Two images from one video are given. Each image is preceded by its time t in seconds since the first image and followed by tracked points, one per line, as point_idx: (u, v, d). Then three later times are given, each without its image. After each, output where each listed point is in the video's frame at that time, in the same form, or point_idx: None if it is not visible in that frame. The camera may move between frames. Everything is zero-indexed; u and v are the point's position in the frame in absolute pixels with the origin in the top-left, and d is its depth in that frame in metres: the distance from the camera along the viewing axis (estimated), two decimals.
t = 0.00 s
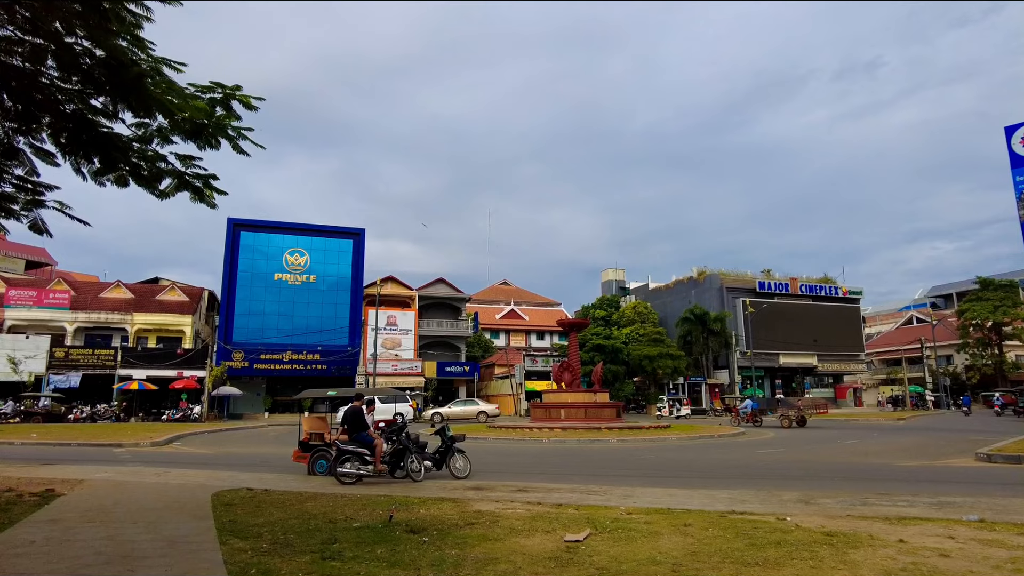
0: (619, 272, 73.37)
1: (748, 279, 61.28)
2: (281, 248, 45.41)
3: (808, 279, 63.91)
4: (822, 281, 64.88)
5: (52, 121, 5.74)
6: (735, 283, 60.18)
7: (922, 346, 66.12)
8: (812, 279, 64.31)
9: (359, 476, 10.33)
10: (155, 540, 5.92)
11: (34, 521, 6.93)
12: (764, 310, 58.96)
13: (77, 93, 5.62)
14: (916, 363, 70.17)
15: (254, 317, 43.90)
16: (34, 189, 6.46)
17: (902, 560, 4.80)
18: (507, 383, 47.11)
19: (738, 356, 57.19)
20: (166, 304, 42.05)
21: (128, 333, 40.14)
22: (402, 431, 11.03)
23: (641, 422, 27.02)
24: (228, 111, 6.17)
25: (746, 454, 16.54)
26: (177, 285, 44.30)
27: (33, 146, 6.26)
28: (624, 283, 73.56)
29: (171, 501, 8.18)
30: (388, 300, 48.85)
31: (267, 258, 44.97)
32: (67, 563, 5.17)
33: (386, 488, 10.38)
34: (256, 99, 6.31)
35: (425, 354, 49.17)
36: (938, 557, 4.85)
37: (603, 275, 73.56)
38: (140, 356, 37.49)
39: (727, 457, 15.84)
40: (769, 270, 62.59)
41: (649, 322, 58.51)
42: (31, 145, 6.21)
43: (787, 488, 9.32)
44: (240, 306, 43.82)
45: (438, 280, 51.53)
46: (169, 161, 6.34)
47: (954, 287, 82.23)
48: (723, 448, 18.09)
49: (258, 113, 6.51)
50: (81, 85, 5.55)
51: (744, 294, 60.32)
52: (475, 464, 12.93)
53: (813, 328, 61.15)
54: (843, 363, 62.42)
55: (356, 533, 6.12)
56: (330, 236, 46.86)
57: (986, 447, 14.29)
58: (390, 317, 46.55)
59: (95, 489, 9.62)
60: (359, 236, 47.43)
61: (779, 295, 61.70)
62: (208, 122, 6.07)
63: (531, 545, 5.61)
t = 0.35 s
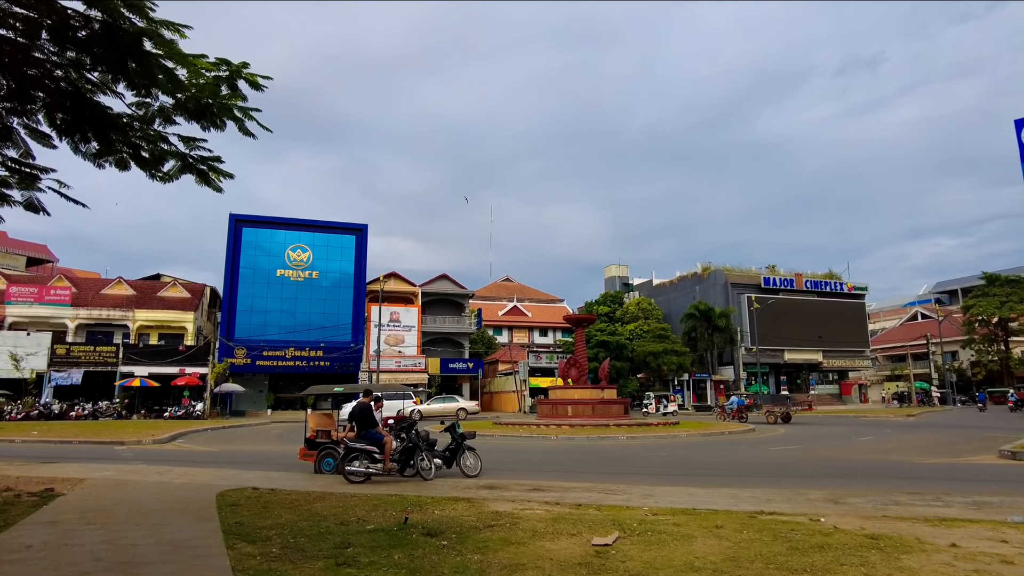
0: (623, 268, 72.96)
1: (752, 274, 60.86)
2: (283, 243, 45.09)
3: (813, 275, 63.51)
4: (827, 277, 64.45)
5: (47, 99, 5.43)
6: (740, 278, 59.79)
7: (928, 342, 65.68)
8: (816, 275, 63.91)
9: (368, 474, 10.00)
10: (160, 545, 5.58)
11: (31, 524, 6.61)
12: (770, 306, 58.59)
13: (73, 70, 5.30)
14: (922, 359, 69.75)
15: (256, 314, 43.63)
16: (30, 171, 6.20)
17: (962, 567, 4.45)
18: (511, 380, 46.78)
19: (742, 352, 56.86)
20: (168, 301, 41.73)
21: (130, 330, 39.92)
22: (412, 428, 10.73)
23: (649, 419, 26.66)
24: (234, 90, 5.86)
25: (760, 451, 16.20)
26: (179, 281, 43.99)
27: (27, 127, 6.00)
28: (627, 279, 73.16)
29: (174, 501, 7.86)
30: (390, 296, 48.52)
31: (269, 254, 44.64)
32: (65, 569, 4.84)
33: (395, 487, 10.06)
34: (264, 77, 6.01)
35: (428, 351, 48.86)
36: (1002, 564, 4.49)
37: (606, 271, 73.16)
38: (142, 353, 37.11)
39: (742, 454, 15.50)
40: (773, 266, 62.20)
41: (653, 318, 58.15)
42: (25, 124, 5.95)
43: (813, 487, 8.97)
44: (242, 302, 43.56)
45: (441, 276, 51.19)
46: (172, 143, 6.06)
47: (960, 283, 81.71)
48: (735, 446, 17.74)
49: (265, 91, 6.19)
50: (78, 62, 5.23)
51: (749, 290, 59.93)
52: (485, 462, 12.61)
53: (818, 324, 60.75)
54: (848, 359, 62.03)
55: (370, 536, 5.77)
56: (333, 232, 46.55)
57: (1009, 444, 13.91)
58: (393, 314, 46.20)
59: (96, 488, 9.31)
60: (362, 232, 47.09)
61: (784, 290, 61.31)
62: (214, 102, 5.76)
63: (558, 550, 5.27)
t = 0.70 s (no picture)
0: (635, 266, 72.44)
1: (767, 272, 60.24)
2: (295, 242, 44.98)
3: (828, 273, 62.78)
4: (842, 274, 63.67)
5: (62, 79, 5.19)
6: (754, 276, 59.19)
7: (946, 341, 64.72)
8: (831, 273, 63.18)
9: (389, 474, 9.74)
10: (183, 549, 5.33)
11: (48, 525, 6.40)
12: (785, 303, 58.01)
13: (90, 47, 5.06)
14: (939, 358, 68.79)
15: (269, 312, 43.56)
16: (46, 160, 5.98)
17: None
18: (524, 379, 46.48)
19: (757, 350, 56.26)
20: (181, 299, 41.74)
21: (143, 328, 39.98)
22: (434, 427, 10.45)
23: (666, 418, 26.23)
24: (258, 72, 5.56)
25: (786, 452, 15.81)
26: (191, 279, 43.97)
27: (44, 113, 5.75)
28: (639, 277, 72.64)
29: (193, 502, 7.63)
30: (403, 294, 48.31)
31: (281, 252, 44.57)
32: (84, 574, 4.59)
33: (418, 488, 9.79)
34: (287, 59, 5.72)
35: (440, 349, 48.65)
36: None
37: (618, 269, 72.67)
38: (155, 351, 37.11)
39: (766, 455, 15.13)
40: (788, 264, 61.56)
41: (666, 317, 57.66)
42: (42, 109, 5.71)
43: (853, 489, 8.62)
44: (255, 300, 43.51)
45: (453, 274, 50.96)
46: (192, 128, 5.81)
47: (976, 281, 80.59)
48: (759, 446, 17.31)
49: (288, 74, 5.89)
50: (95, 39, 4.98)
51: (764, 288, 59.30)
52: (506, 462, 12.32)
53: (833, 322, 60.03)
54: (864, 358, 61.24)
55: (402, 541, 5.50)
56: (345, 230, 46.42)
57: None
58: (405, 312, 46.00)
59: (113, 488, 9.09)
60: (373, 230, 46.95)
61: (798, 288, 60.66)
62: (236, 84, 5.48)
63: (604, 557, 4.96)
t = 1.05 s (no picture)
0: (648, 263, 71.93)
1: (782, 269, 59.57)
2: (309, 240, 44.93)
3: (844, 269, 62.00)
4: (859, 271, 62.88)
5: (78, 60, 4.95)
6: (769, 273, 58.55)
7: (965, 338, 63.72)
8: (847, 270, 62.41)
9: (410, 473, 9.51)
10: (203, 553, 5.09)
11: (63, 527, 6.19)
12: (801, 301, 57.33)
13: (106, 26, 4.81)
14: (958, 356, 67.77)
15: (282, 310, 43.54)
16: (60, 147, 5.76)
17: None
18: (537, 377, 46.20)
19: (773, 348, 55.68)
20: (194, 298, 41.82)
21: (157, 327, 40.08)
22: (455, 425, 10.21)
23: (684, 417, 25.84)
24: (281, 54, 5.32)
25: (812, 451, 15.43)
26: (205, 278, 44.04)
27: (59, 100, 5.53)
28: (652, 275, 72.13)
29: (213, 502, 7.41)
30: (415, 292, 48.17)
31: (295, 250, 44.54)
32: None
33: (440, 487, 9.54)
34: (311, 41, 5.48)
35: (454, 347, 48.45)
36: None
37: (631, 267, 72.18)
38: (169, 349, 37.30)
39: (792, 454, 14.76)
40: (804, 260, 60.87)
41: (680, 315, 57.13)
42: (56, 95, 5.47)
43: (894, 491, 8.27)
44: (268, 298, 43.50)
45: (466, 272, 50.74)
46: (211, 114, 5.57)
47: (996, 278, 79.36)
48: (783, 445, 16.92)
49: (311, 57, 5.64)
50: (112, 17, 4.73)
51: (780, 285, 58.64)
52: (528, 461, 12.04)
53: (850, 320, 59.24)
54: (881, 356, 60.40)
55: (432, 545, 5.23)
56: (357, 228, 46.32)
57: None
58: (418, 310, 45.84)
59: (129, 487, 8.90)
60: (386, 228, 46.85)
61: (814, 285, 59.95)
62: (258, 66, 5.25)
63: (648, 564, 4.66)
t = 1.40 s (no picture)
0: (654, 258, 71.47)
1: (790, 263, 59.09)
2: (313, 235, 44.63)
3: (852, 263, 61.51)
4: (867, 265, 62.34)
5: (71, 30, 4.61)
6: (777, 268, 58.05)
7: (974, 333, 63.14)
8: (855, 263, 61.92)
9: (422, 471, 9.18)
10: (209, 561, 4.74)
11: (60, 530, 5.87)
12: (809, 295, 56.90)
13: None
14: (967, 350, 67.16)
15: (287, 306, 43.26)
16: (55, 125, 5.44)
17: None
18: (543, 372, 45.86)
19: (780, 343, 55.22)
20: (198, 293, 41.56)
21: (161, 323, 39.79)
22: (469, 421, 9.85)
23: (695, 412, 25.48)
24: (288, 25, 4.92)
25: (830, 446, 15.05)
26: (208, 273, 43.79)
27: (52, 75, 5.20)
28: (658, 269, 71.68)
29: (219, 503, 7.08)
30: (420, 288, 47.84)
31: (299, 246, 44.26)
32: None
33: (453, 486, 9.18)
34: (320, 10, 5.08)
35: (459, 342, 48.14)
36: None
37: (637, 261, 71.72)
38: (174, 345, 37.05)
39: (810, 450, 14.36)
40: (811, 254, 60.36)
41: (687, 310, 56.66)
42: (48, 70, 5.14)
43: (929, 490, 7.89)
44: (273, 294, 43.23)
45: (471, 267, 50.39)
46: (215, 89, 5.20)
47: (1004, 272, 78.69)
48: (798, 441, 16.58)
49: (321, 28, 5.24)
50: None
51: (787, 280, 58.16)
52: (541, 459, 11.69)
53: (858, 314, 58.73)
54: (890, 350, 59.86)
55: (452, 551, 4.87)
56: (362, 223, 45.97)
57: None
58: (423, 305, 45.53)
59: (131, 487, 8.58)
60: (391, 223, 46.53)
61: (822, 279, 59.46)
62: (264, 39, 4.86)
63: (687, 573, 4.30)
